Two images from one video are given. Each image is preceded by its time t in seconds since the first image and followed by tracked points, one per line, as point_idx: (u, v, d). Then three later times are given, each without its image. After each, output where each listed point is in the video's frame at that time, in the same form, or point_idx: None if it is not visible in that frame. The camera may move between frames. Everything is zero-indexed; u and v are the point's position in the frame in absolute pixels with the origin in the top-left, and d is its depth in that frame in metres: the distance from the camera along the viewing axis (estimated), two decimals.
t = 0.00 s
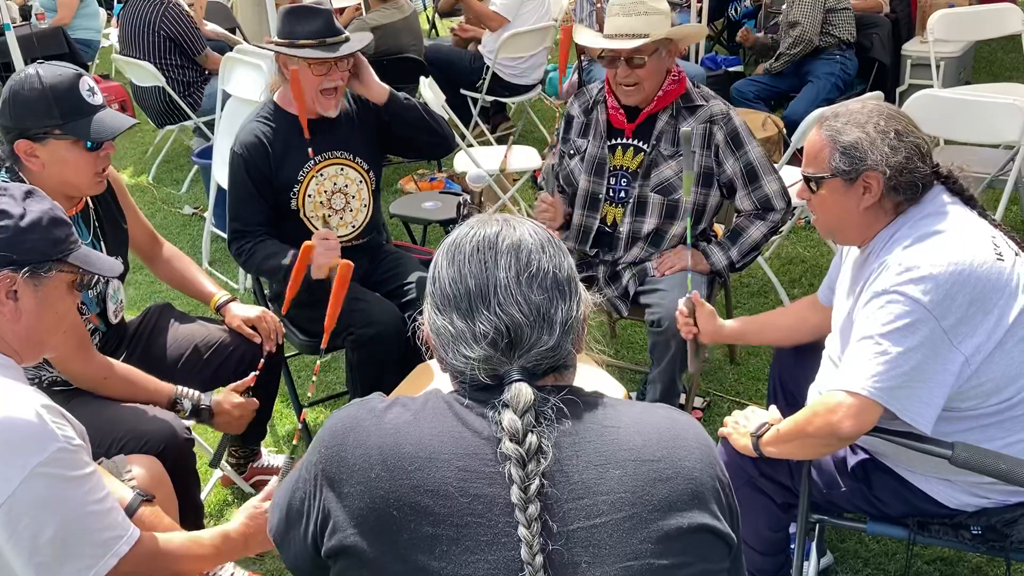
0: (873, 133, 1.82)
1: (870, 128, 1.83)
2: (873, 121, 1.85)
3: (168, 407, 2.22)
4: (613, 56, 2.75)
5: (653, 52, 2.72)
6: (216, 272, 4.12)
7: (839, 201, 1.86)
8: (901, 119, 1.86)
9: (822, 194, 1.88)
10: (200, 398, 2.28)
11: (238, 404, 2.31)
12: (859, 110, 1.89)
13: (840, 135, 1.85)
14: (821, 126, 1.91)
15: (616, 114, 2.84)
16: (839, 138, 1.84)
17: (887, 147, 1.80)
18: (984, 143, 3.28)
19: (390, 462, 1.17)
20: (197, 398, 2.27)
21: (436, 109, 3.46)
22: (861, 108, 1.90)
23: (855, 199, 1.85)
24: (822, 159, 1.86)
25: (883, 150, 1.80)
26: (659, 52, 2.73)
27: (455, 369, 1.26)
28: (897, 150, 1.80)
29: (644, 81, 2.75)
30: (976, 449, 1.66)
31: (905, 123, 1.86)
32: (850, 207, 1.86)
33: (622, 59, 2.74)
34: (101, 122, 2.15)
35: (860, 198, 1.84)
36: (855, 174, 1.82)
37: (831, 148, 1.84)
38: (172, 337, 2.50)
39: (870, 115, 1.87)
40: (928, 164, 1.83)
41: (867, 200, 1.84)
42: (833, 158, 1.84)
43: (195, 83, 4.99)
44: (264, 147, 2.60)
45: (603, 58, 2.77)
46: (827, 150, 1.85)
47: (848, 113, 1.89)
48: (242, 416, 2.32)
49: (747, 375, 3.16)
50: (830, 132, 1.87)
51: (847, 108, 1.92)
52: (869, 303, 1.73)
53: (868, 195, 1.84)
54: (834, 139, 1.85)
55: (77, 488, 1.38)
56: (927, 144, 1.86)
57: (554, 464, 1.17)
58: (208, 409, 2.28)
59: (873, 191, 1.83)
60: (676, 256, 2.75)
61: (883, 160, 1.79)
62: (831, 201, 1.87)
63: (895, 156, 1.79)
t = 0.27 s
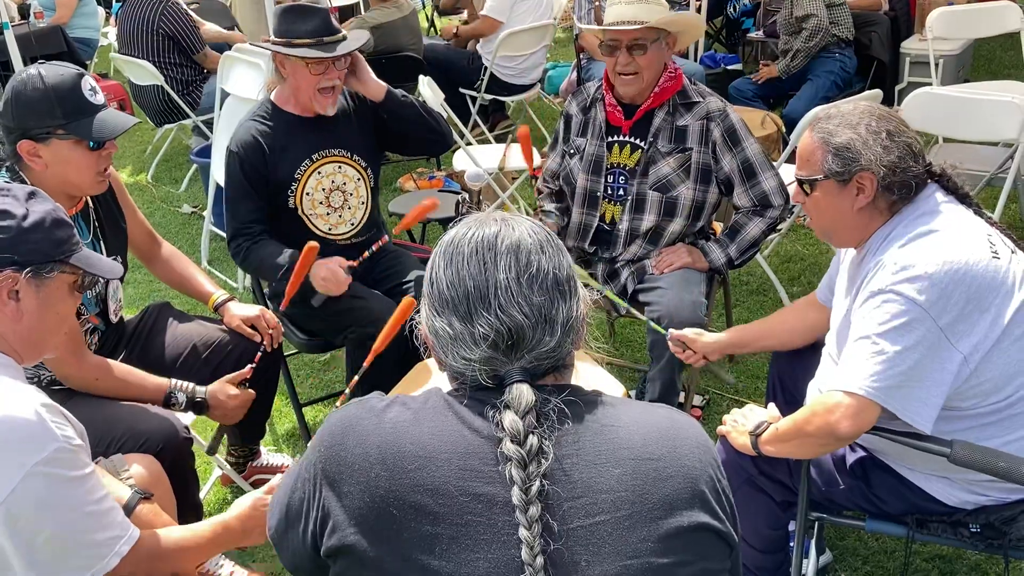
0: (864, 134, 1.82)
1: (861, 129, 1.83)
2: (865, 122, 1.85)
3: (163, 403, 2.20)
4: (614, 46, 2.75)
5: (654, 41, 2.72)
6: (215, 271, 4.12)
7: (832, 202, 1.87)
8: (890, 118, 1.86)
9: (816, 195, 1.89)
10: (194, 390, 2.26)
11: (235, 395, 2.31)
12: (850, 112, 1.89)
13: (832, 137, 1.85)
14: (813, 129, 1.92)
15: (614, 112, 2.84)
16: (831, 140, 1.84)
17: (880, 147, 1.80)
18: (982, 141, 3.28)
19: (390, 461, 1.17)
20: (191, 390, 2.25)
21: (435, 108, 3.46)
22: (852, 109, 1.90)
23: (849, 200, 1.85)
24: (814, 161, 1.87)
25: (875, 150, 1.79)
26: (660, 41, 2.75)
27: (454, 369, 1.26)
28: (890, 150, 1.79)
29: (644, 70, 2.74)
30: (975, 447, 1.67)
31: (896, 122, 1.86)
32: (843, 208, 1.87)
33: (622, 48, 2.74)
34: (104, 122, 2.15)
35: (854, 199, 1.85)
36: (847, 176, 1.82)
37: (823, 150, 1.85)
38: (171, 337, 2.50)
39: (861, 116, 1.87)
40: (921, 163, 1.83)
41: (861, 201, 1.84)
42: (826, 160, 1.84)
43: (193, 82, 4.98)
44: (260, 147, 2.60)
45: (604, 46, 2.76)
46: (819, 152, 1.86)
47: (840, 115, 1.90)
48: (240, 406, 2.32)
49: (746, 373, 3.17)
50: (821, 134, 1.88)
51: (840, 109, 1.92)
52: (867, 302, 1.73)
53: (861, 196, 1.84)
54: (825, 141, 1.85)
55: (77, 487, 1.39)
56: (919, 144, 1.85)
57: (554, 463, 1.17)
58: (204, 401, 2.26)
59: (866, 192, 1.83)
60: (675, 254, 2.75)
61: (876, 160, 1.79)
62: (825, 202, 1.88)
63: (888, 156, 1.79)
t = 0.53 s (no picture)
0: (869, 129, 1.82)
1: (867, 123, 1.83)
2: (870, 117, 1.85)
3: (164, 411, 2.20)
4: (615, 39, 2.77)
5: (655, 35, 2.73)
6: (214, 269, 4.11)
7: (834, 196, 1.87)
8: (896, 114, 1.86)
9: (818, 189, 1.88)
10: (197, 407, 2.26)
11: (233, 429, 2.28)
12: (855, 106, 1.89)
13: (837, 130, 1.85)
14: (818, 122, 1.91)
15: (614, 109, 2.85)
16: (836, 133, 1.84)
17: (884, 141, 1.79)
18: (981, 138, 3.28)
19: (390, 462, 1.17)
20: (194, 406, 2.25)
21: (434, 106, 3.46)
22: (858, 104, 1.90)
23: (852, 194, 1.85)
24: (818, 154, 1.87)
25: (880, 145, 1.79)
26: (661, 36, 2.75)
27: (455, 367, 1.26)
28: (895, 145, 1.79)
29: (644, 65, 2.75)
30: (974, 445, 1.66)
31: (902, 118, 1.85)
32: (846, 203, 1.86)
33: (623, 40, 2.74)
34: (101, 120, 2.15)
35: (856, 193, 1.84)
36: (851, 170, 1.82)
37: (827, 144, 1.85)
38: (170, 335, 2.50)
39: (866, 110, 1.87)
40: (925, 160, 1.82)
41: (864, 195, 1.84)
42: (830, 154, 1.84)
43: (192, 80, 4.98)
44: (261, 147, 2.59)
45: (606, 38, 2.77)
46: (823, 145, 1.86)
47: (846, 109, 1.89)
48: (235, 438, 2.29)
49: (745, 371, 3.17)
50: (826, 127, 1.88)
51: (845, 104, 1.92)
52: (868, 300, 1.73)
53: (864, 190, 1.84)
54: (830, 135, 1.85)
55: (77, 482, 1.39)
56: (924, 140, 1.85)
57: (554, 463, 1.17)
58: (202, 420, 2.26)
59: (869, 186, 1.83)
60: (674, 251, 2.75)
61: (880, 154, 1.79)
62: (827, 196, 1.87)
63: (893, 150, 1.79)
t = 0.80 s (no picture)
0: (873, 129, 1.82)
1: (870, 123, 1.83)
2: (874, 116, 1.84)
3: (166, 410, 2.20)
4: (617, 35, 2.77)
5: (658, 31, 2.73)
6: (213, 268, 4.11)
7: (834, 194, 1.87)
8: (899, 113, 1.86)
9: (818, 186, 1.88)
10: (199, 404, 2.26)
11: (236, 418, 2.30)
12: (858, 104, 1.89)
13: (840, 128, 1.85)
14: (821, 119, 1.91)
15: (616, 106, 2.84)
16: (839, 132, 1.84)
17: (887, 142, 1.79)
18: (981, 136, 3.28)
19: (388, 459, 1.17)
20: (196, 403, 2.25)
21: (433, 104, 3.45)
22: (861, 102, 1.90)
23: (852, 193, 1.85)
24: (820, 152, 1.86)
25: (884, 146, 1.79)
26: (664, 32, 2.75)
27: (454, 365, 1.26)
28: (898, 146, 1.79)
29: (645, 61, 2.75)
30: (973, 442, 1.66)
31: (905, 118, 1.85)
32: (846, 201, 1.86)
33: (625, 36, 2.75)
34: (100, 119, 2.14)
35: (857, 193, 1.84)
36: (853, 169, 1.81)
37: (830, 141, 1.85)
38: (170, 333, 2.50)
39: (869, 109, 1.87)
40: (927, 160, 1.83)
41: (864, 194, 1.84)
42: (833, 152, 1.83)
43: (190, 79, 4.98)
44: (261, 145, 2.59)
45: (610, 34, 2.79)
46: (825, 143, 1.86)
47: (849, 107, 1.89)
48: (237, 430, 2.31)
49: (744, 369, 3.17)
50: (830, 125, 1.87)
51: (848, 101, 1.91)
52: (866, 297, 1.73)
53: (865, 190, 1.84)
54: (834, 132, 1.85)
55: (70, 480, 1.38)
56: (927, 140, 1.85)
57: (552, 460, 1.17)
58: (205, 416, 2.26)
59: (870, 186, 1.83)
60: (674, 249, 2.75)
61: (883, 155, 1.79)
62: (826, 194, 1.88)
63: (896, 151, 1.78)
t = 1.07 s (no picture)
0: (863, 129, 1.82)
1: (860, 123, 1.83)
2: (863, 116, 1.84)
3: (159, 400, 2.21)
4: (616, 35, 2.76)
5: (656, 32, 2.71)
6: (211, 267, 4.11)
7: (828, 195, 1.87)
8: (889, 112, 1.86)
9: (812, 189, 1.88)
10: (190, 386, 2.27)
11: (228, 388, 2.32)
12: (847, 105, 1.89)
13: (830, 130, 1.84)
14: (811, 122, 1.91)
15: (614, 105, 2.83)
16: (829, 133, 1.84)
17: (878, 141, 1.79)
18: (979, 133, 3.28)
19: (386, 458, 1.17)
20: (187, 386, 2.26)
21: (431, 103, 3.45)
22: (851, 102, 1.89)
23: (845, 193, 1.84)
24: (812, 154, 1.86)
25: (873, 145, 1.79)
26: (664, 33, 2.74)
27: (453, 363, 1.26)
28: (888, 145, 1.79)
29: (643, 61, 2.73)
30: (972, 439, 1.66)
31: (895, 116, 1.85)
32: (840, 202, 1.86)
33: (622, 35, 2.74)
34: (96, 115, 2.14)
35: (851, 193, 1.84)
36: (845, 170, 1.81)
37: (821, 143, 1.84)
38: (167, 333, 2.49)
39: (859, 109, 1.87)
40: (919, 157, 1.82)
41: (858, 194, 1.84)
42: (823, 154, 1.83)
43: (188, 78, 4.97)
44: (255, 138, 2.60)
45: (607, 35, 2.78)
46: (817, 145, 1.85)
47: (838, 108, 1.89)
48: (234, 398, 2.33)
49: (743, 367, 3.17)
50: (819, 127, 1.87)
51: (837, 103, 1.91)
52: (864, 294, 1.73)
53: (859, 190, 1.83)
54: (824, 134, 1.84)
55: (65, 483, 1.38)
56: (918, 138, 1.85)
57: (551, 459, 1.17)
58: (199, 396, 2.27)
59: (864, 186, 1.82)
60: (673, 248, 2.75)
61: (873, 154, 1.79)
62: (821, 196, 1.87)
63: (886, 151, 1.78)
